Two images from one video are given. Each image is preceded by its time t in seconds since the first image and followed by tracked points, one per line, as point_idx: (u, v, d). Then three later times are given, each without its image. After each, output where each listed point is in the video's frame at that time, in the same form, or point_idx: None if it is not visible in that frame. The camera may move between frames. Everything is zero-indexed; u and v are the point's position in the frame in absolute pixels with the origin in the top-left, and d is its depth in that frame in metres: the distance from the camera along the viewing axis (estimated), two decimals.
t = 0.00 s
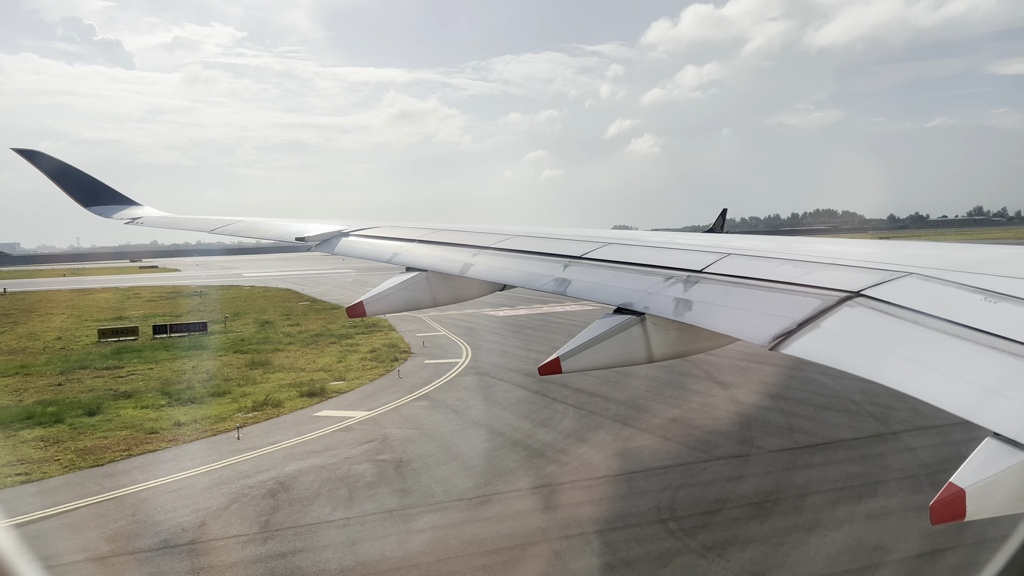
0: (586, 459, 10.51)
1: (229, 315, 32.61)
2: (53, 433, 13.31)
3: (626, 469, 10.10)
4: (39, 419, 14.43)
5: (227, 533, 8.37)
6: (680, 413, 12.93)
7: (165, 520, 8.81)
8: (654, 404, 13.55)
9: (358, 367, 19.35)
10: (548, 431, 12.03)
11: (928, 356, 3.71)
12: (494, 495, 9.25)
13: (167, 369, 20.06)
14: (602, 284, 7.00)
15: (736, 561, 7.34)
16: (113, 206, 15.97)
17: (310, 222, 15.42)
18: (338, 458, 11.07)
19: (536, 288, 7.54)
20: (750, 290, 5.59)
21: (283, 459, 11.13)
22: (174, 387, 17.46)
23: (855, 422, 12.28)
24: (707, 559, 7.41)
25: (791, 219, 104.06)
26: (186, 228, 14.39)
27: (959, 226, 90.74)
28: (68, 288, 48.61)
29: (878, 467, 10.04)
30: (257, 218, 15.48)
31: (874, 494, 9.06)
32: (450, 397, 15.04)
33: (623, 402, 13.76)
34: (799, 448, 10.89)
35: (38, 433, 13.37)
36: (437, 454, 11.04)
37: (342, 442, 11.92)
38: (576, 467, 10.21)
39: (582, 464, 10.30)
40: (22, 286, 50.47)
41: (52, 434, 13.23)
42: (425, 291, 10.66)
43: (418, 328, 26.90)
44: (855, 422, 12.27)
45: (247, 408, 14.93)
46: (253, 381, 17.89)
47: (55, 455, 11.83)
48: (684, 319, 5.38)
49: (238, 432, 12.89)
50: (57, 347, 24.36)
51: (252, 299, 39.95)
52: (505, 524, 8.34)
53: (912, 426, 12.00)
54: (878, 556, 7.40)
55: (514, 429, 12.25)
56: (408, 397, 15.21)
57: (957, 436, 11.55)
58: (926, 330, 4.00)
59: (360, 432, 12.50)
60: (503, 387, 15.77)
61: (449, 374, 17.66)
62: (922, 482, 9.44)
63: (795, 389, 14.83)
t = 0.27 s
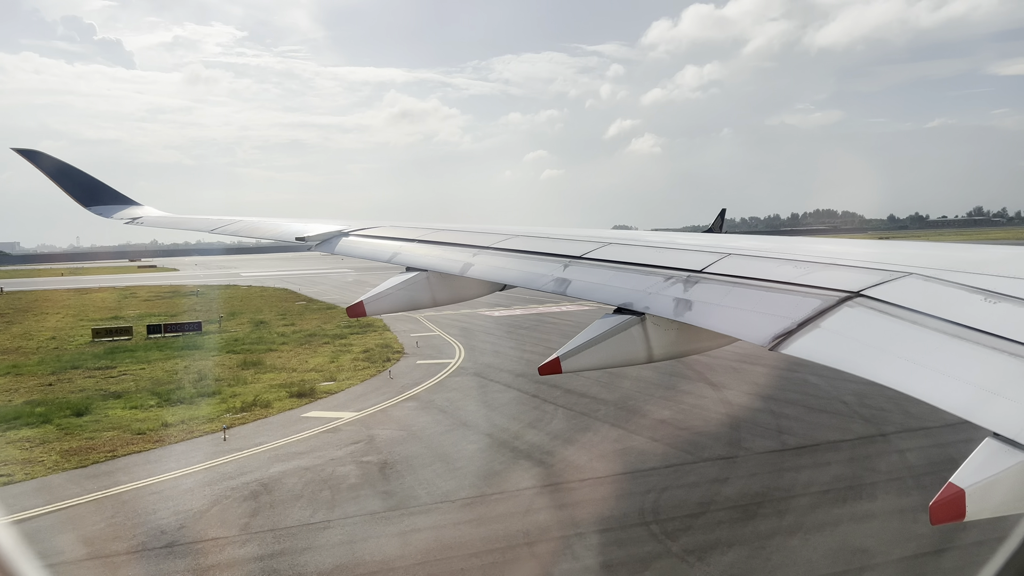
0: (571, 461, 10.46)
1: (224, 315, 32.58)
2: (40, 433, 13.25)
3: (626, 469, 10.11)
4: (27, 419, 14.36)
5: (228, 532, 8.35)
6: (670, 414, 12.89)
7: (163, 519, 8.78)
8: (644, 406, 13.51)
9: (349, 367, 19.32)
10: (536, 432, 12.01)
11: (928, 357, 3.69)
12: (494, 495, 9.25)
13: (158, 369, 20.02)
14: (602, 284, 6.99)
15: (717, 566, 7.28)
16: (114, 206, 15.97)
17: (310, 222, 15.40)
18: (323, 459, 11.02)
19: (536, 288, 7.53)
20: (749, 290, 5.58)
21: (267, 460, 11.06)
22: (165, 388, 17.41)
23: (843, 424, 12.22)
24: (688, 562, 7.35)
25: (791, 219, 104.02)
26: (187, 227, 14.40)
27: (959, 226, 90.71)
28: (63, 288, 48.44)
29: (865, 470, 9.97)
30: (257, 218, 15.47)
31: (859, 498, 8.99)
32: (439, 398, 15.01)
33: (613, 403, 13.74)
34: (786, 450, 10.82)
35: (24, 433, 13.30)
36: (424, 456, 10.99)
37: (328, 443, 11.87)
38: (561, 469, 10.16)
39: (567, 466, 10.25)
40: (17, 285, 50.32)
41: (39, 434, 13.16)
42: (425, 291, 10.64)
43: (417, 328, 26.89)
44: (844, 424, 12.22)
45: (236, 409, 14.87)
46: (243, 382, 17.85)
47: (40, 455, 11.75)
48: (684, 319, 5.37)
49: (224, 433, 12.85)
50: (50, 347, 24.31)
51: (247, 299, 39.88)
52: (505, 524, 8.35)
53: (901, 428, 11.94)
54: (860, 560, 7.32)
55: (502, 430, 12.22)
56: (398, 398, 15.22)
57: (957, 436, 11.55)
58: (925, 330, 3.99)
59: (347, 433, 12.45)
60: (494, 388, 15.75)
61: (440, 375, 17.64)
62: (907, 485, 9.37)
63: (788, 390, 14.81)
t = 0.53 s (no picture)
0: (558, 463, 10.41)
1: (219, 315, 32.55)
2: (27, 434, 13.22)
3: (627, 468, 10.11)
4: (15, 420, 14.33)
5: (227, 532, 8.34)
6: (659, 416, 12.84)
7: (160, 520, 8.76)
8: (634, 407, 13.46)
9: (340, 368, 19.28)
10: (524, 434, 11.97)
11: (928, 357, 3.67)
12: (494, 495, 9.24)
13: (149, 369, 20.00)
14: (602, 284, 6.97)
15: (697, 570, 7.19)
16: (113, 205, 15.94)
17: (309, 222, 15.36)
18: (307, 461, 10.96)
19: (536, 288, 7.50)
20: (749, 291, 5.56)
21: (250, 462, 11.01)
22: (155, 388, 17.38)
23: (832, 426, 12.14)
24: (668, 567, 7.26)
25: (791, 220, 104.08)
26: (186, 227, 14.37)
27: (958, 226, 90.72)
28: (58, 287, 48.35)
29: (851, 472, 9.88)
30: (256, 218, 15.43)
31: (844, 500, 8.89)
32: (428, 399, 14.97)
33: (603, 405, 13.70)
34: (773, 452, 10.73)
35: (11, 434, 13.26)
36: (409, 458, 10.93)
37: (314, 445, 11.82)
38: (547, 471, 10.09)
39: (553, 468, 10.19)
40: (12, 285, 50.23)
41: (26, 435, 13.12)
42: (424, 291, 10.60)
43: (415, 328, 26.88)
44: (832, 425, 12.14)
45: (224, 410, 14.81)
46: (233, 382, 17.83)
47: (26, 456, 11.71)
48: (683, 320, 5.35)
49: (211, 434, 12.82)
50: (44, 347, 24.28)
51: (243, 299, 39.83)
52: (506, 524, 8.35)
53: (890, 429, 11.85)
54: (841, 564, 7.23)
55: (488, 432, 12.19)
56: (387, 399, 15.21)
57: (957, 436, 11.55)
58: (924, 330, 3.97)
59: (333, 435, 12.40)
60: (484, 389, 15.72)
61: (431, 376, 17.61)
62: (893, 488, 9.29)
63: (780, 390, 14.76)
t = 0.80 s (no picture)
0: (543, 466, 10.36)
1: (213, 315, 32.53)
2: (13, 435, 13.17)
3: (628, 468, 10.16)
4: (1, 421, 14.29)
5: (228, 533, 8.37)
6: (649, 417, 12.80)
7: (165, 519, 8.80)
8: (623, 409, 13.41)
9: (331, 369, 19.24)
10: (510, 435, 11.96)
11: (929, 358, 3.65)
12: (494, 495, 9.26)
13: (140, 370, 19.96)
14: (601, 284, 6.94)
15: (677, 574, 7.15)
16: (113, 205, 15.91)
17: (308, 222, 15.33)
18: (291, 463, 10.92)
19: (535, 288, 7.47)
20: (749, 291, 5.53)
21: (233, 464, 10.96)
22: (144, 389, 17.34)
23: (821, 427, 12.08)
24: (669, 567, 7.29)
25: (790, 220, 104.14)
26: (186, 227, 14.34)
27: (957, 227, 90.81)
28: (54, 287, 48.37)
29: (838, 474, 9.82)
30: (255, 218, 15.39)
31: (830, 503, 8.83)
32: (417, 401, 14.94)
33: (591, 406, 13.68)
34: (760, 454, 10.68)
35: None
36: (393, 460, 10.89)
37: (299, 447, 11.79)
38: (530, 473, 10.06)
39: (538, 471, 10.16)
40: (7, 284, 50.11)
41: (11, 436, 13.07)
42: (424, 291, 10.57)
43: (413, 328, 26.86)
44: (821, 427, 12.09)
45: (211, 411, 14.77)
46: (223, 383, 17.82)
47: (9, 458, 11.66)
48: (683, 320, 5.32)
49: (196, 436, 12.78)
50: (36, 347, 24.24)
51: (239, 299, 39.88)
52: (507, 523, 8.38)
53: (878, 431, 11.80)
54: (830, 566, 7.20)
55: (474, 434, 12.17)
56: (376, 400, 15.21)
57: (957, 437, 11.57)
58: (924, 331, 3.95)
59: (318, 437, 12.35)
60: (472, 390, 15.71)
61: (422, 377, 17.59)
62: (878, 490, 9.24)
63: (772, 391, 14.72)
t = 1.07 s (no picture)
0: (527, 468, 10.32)
1: (207, 315, 32.50)
2: None
3: (628, 468, 10.19)
4: None
5: (227, 532, 8.40)
6: (637, 418, 12.75)
7: (168, 518, 8.84)
8: (612, 410, 13.37)
9: (322, 370, 19.19)
10: (497, 437, 11.94)
11: (927, 358, 3.63)
12: (494, 496, 9.29)
13: (131, 371, 19.91)
14: (600, 285, 6.92)
15: None
16: (112, 205, 15.88)
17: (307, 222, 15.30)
18: (274, 465, 10.87)
19: (534, 288, 7.44)
20: (747, 291, 5.52)
21: (217, 466, 10.92)
22: (132, 390, 17.28)
23: (809, 428, 12.02)
24: (668, 566, 7.31)
25: (789, 220, 104.25)
26: (185, 227, 14.31)
27: (955, 227, 90.96)
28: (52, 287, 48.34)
29: (824, 476, 9.75)
30: (254, 218, 15.36)
31: (814, 505, 8.76)
32: (405, 402, 14.90)
33: (580, 407, 13.65)
34: (747, 455, 10.62)
35: None
36: (377, 462, 10.84)
37: (283, 449, 11.75)
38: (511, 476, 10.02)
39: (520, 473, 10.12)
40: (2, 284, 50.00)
41: None
42: (423, 292, 10.54)
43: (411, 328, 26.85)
44: (810, 428, 12.01)
45: (198, 412, 14.71)
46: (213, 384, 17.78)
47: None
48: (683, 320, 5.30)
49: (180, 437, 12.73)
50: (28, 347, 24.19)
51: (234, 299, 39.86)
52: (507, 523, 8.42)
53: (877, 431, 11.82)
54: (829, 565, 7.23)
55: (461, 435, 12.14)
56: (364, 400, 15.21)
57: (955, 437, 11.60)
58: (923, 331, 3.93)
59: (303, 439, 12.30)
60: (461, 391, 15.67)
61: (412, 378, 17.57)
62: (863, 492, 9.17)
63: (762, 392, 14.68)
